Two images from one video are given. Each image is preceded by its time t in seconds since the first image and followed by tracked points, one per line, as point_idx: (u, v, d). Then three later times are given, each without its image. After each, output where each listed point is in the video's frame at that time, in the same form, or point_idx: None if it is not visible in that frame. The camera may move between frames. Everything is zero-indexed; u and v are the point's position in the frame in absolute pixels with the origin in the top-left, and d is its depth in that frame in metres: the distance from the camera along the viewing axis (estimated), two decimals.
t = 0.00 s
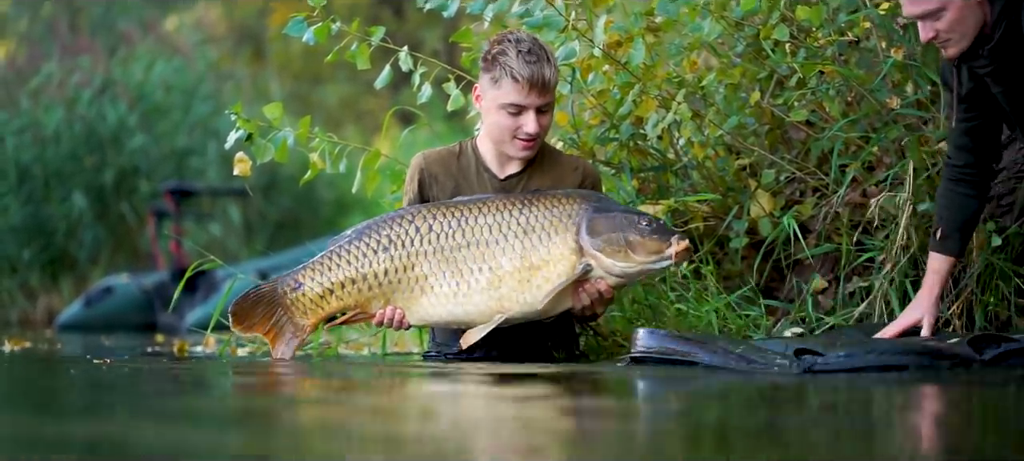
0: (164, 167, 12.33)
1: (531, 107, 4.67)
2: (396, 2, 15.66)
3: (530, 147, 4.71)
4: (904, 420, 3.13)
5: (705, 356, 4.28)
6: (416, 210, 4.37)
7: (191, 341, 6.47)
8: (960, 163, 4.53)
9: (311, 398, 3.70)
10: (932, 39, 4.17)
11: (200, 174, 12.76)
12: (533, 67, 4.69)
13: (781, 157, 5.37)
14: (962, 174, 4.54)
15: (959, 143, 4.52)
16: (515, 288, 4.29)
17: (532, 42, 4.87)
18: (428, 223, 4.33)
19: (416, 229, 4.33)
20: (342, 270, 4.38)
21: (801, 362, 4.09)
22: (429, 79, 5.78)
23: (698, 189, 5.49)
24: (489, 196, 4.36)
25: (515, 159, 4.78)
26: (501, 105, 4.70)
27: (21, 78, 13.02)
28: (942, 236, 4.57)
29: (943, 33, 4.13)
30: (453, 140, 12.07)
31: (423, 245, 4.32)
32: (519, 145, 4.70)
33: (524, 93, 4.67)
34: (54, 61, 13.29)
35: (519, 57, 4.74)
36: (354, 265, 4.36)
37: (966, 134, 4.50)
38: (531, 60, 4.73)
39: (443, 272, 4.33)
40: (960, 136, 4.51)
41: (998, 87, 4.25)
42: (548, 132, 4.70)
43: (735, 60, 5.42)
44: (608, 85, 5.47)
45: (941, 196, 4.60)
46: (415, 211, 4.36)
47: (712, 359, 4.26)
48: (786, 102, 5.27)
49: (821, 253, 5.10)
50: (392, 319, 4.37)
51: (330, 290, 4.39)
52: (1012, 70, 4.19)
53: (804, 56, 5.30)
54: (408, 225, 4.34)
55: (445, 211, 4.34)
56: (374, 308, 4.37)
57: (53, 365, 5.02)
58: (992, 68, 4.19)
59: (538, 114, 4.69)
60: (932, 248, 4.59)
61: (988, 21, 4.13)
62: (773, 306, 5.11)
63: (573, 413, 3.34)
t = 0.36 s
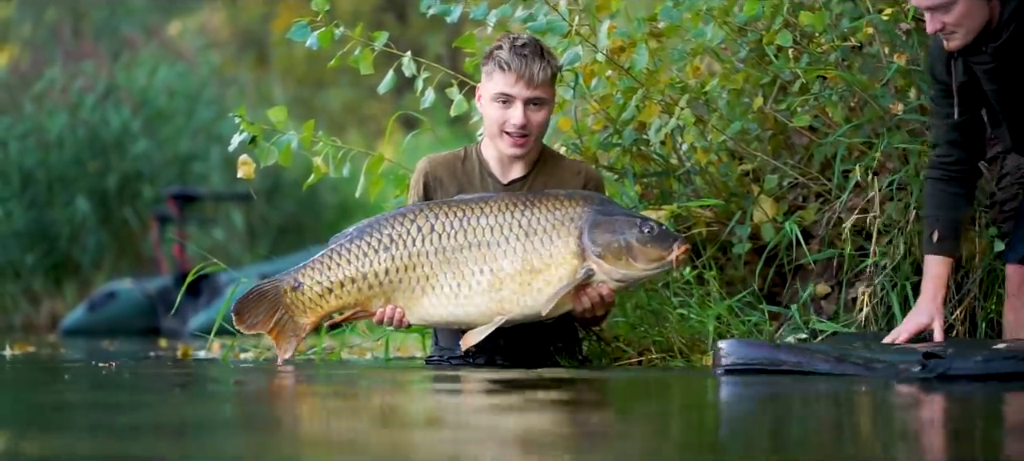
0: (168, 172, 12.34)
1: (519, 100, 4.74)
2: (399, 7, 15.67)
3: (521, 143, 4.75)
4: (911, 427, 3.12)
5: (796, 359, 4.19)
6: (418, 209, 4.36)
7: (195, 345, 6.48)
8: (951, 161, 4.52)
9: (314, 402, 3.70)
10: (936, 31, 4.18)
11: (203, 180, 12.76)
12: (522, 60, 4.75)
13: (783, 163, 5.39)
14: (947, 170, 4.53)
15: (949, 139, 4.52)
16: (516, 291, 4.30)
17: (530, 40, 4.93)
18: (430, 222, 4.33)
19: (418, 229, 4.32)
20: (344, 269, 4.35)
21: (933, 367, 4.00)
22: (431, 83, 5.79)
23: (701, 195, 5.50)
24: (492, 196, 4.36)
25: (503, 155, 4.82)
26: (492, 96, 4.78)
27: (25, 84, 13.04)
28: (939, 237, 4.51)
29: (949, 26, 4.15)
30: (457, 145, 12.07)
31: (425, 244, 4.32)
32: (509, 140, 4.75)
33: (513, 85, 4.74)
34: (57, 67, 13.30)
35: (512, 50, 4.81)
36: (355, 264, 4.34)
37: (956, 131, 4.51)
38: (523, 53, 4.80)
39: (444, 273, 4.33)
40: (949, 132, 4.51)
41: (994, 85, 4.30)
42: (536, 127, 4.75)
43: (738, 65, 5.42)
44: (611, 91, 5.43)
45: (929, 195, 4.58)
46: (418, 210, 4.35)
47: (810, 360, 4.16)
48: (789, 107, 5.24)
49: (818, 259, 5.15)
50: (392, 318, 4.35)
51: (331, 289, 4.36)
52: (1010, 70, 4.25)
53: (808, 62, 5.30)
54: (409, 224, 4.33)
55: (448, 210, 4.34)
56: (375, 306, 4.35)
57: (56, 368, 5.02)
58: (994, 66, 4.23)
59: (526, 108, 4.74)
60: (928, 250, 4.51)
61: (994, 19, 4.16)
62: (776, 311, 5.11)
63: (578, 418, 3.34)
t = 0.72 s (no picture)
0: (173, 173, 12.35)
1: (515, 99, 4.75)
2: (404, 8, 15.70)
3: (519, 142, 4.74)
4: (915, 433, 3.12)
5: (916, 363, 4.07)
6: (418, 215, 4.37)
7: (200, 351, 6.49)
8: (948, 149, 4.52)
9: (318, 406, 3.72)
10: (958, 6, 4.30)
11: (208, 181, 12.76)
12: (516, 60, 4.77)
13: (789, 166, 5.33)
14: (943, 157, 4.52)
15: (946, 125, 4.53)
16: (516, 298, 4.29)
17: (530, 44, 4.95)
18: (430, 228, 4.34)
19: (418, 235, 4.33)
20: (344, 276, 4.36)
21: None
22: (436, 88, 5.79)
23: (706, 198, 5.47)
24: (493, 202, 4.36)
25: (506, 157, 4.83)
26: (490, 98, 4.80)
27: (30, 86, 13.05)
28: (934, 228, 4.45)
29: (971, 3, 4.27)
30: (462, 147, 12.07)
31: (425, 252, 4.33)
32: (507, 140, 4.75)
33: (508, 86, 4.76)
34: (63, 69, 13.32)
35: (508, 51, 4.83)
36: (356, 271, 4.35)
37: (954, 118, 4.54)
38: (518, 54, 4.81)
39: (445, 280, 4.33)
40: (946, 119, 4.54)
41: (1004, 63, 4.40)
42: (532, 127, 4.74)
43: (743, 69, 5.42)
44: (616, 94, 5.44)
45: (921, 187, 4.54)
46: (417, 216, 4.36)
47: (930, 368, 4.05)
48: (794, 110, 5.25)
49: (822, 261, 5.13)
50: (393, 325, 4.37)
51: (332, 296, 4.37)
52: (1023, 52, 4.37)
53: (813, 65, 5.29)
54: (410, 231, 4.34)
55: (448, 217, 4.35)
56: (376, 314, 4.37)
57: (61, 373, 5.03)
58: (1009, 41, 4.34)
59: (523, 107, 4.75)
60: (920, 239, 4.46)
61: None
62: (780, 314, 5.12)
63: (581, 425, 3.34)
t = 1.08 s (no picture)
0: (177, 172, 12.35)
1: (492, 113, 4.72)
2: (408, 7, 15.69)
3: (501, 154, 4.74)
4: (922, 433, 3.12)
5: (998, 363, 4.02)
6: (416, 207, 4.37)
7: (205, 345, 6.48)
8: (1004, 160, 4.57)
9: (322, 403, 3.73)
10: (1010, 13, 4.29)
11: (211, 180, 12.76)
12: (492, 73, 4.73)
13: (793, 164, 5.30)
14: (998, 168, 4.57)
15: (1003, 136, 4.59)
16: (516, 291, 4.29)
17: (517, 50, 4.91)
18: (428, 221, 4.33)
19: (416, 228, 4.33)
20: (339, 271, 4.37)
21: None
22: (441, 84, 5.79)
23: (710, 196, 5.46)
24: (492, 194, 4.35)
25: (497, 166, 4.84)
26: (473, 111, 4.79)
27: (34, 83, 13.06)
28: (981, 238, 4.49)
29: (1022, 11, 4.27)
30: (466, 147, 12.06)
31: (422, 245, 4.33)
32: (490, 152, 4.75)
33: (485, 99, 4.73)
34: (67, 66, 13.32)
35: (488, 63, 4.80)
36: (353, 265, 4.36)
37: (1011, 129, 4.59)
38: (497, 66, 4.77)
39: (443, 273, 4.33)
40: (1005, 130, 4.59)
41: None
42: (514, 138, 4.73)
43: (748, 66, 5.43)
44: (620, 92, 5.48)
45: (971, 195, 4.59)
46: (416, 209, 4.36)
47: (1010, 369, 4.00)
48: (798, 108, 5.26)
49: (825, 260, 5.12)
50: (390, 318, 4.37)
51: (328, 291, 4.38)
52: None
53: (817, 63, 5.31)
54: (407, 224, 4.34)
55: (446, 209, 4.34)
56: (373, 308, 4.38)
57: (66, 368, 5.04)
58: None
59: (502, 120, 4.72)
60: (966, 248, 4.50)
61: None
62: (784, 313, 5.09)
63: (587, 421, 3.34)
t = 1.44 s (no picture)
0: (174, 166, 12.34)
1: (472, 107, 4.75)
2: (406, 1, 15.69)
3: (485, 148, 4.75)
4: (915, 429, 3.12)
5: None
6: (411, 196, 4.37)
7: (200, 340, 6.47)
8: None
9: (319, 397, 3.73)
10: None
11: (208, 173, 12.75)
12: (471, 68, 4.76)
13: (789, 157, 5.29)
14: None
15: None
16: (511, 280, 4.29)
17: (504, 44, 4.92)
18: (423, 210, 4.33)
19: (411, 217, 4.33)
20: (333, 259, 4.38)
21: None
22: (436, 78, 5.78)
23: (707, 189, 5.46)
24: (488, 182, 4.35)
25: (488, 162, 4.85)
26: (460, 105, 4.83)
27: (30, 76, 13.05)
28: (1002, 231, 4.52)
29: None
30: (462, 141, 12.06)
31: (418, 234, 4.32)
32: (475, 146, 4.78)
33: (465, 94, 4.76)
34: (64, 60, 13.30)
35: (471, 57, 4.83)
36: (347, 253, 4.36)
37: None
38: (478, 60, 4.80)
39: (438, 262, 4.32)
40: None
41: None
42: (494, 133, 4.74)
43: (745, 60, 5.43)
44: (617, 85, 5.48)
45: (999, 186, 4.62)
46: (411, 198, 4.36)
47: None
48: (794, 101, 5.26)
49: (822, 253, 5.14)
50: (384, 305, 4.37)
51: (322, 279, 4.39)
52: None
53: (814, 57, 5.30)
54: (402, 212, 4.34)
55: (441, 197, 4.34)
56: (367, 295, 4.38)
57: (60, 363, 5.03)
58: None
59: (481, 114, 4.74)
60: (987, 240, 4.54)
61: None
62: (780, 305, 5.13)
63: (581, 415, 3.33)
